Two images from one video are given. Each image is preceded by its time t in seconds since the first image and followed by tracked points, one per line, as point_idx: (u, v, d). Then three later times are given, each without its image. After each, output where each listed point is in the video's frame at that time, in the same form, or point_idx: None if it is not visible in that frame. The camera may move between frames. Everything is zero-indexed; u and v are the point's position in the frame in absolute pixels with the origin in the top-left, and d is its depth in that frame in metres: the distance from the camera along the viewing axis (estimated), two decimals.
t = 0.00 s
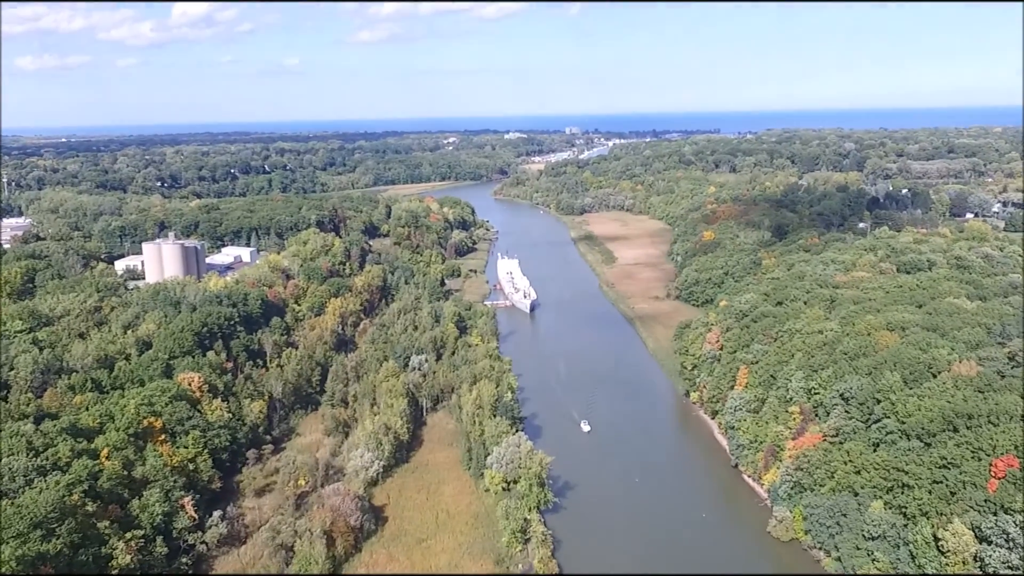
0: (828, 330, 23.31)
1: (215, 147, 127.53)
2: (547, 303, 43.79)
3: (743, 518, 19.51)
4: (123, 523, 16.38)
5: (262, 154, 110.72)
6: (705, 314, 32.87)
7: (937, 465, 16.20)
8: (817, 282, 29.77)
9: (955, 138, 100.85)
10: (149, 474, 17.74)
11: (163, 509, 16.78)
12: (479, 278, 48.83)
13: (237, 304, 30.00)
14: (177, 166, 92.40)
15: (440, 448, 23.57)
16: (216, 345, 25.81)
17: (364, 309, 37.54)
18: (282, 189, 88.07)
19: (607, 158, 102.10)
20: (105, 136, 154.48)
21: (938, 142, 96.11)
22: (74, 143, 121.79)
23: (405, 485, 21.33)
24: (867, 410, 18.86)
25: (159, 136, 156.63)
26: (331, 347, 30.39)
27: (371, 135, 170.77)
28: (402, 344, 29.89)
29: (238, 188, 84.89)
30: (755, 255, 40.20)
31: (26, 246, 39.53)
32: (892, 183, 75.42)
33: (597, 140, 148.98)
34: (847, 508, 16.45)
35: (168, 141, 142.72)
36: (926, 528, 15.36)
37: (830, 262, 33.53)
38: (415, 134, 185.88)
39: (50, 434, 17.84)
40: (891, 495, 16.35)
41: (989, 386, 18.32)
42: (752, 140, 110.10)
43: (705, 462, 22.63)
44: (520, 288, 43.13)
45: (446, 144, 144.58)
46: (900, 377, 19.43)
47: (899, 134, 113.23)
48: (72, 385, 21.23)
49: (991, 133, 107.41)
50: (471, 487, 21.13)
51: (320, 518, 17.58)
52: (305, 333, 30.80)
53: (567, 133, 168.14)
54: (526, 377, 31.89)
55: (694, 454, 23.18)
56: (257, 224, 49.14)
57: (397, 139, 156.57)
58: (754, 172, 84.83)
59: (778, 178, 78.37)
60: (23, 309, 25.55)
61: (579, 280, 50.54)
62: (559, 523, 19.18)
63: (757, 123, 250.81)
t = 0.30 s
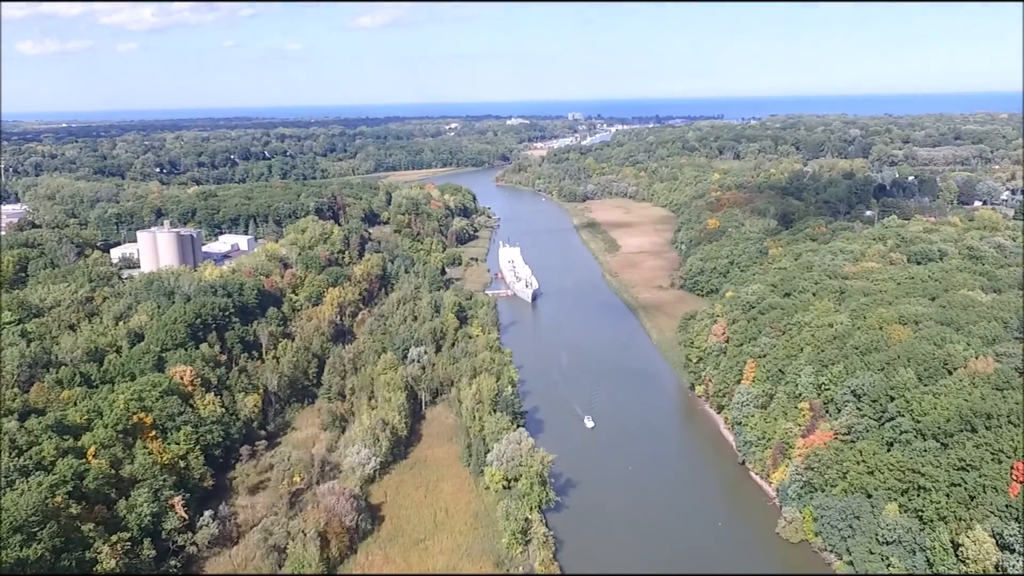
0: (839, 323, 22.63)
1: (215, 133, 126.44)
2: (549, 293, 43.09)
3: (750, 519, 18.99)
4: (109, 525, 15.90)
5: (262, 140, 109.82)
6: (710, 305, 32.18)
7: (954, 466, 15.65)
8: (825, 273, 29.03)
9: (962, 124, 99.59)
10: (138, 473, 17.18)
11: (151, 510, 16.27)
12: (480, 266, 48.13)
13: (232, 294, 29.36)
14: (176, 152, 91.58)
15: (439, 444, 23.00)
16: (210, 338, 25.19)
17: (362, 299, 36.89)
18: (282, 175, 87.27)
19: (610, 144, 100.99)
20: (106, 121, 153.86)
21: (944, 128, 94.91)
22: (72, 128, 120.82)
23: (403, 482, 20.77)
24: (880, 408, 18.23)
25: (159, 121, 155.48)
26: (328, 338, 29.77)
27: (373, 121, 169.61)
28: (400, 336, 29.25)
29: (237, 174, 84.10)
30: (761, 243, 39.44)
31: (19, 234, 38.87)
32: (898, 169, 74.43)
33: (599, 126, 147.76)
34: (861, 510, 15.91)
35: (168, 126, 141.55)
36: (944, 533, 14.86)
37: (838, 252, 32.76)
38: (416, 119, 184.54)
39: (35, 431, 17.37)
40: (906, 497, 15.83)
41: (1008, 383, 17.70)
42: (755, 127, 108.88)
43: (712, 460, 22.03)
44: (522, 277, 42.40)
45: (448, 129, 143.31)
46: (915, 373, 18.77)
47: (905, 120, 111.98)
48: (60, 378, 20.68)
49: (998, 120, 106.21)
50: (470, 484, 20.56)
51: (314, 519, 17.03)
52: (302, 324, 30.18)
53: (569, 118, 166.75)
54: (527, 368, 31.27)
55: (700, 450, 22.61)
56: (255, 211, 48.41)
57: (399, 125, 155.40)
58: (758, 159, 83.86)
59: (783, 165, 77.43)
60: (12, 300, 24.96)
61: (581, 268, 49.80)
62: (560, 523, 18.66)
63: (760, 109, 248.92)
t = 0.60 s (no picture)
0: (850, 320, 21.93)
1: (215, 121, 125.58)
2: (550, 285, 42.38)
3: (757, 523, 18.41)
4: (95, 531, 15.39)
5: (262, 128, 108.88)
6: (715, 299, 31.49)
7: (974, 474, 15.10)
8: (834, 267, 28.31)
9: (969, 113, 98.45)
10: (125, 476, 16.61)
11: (138, 515, 15.73)
12: (481, 258, 47.44)
13: (227, 288, 28.72)
14: (176, 141, 90.77)
15: (438, 443, 22.41)
16: (203, 333, 24.56)
17: (361, 292, 36.25)
18: (282, 165, 86.50)
19: (613, 133, 100.04)
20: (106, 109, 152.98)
21: (951, 117, 93.82)
22: (71, 117, 120.03)
23: (400, 484, 20.21)
24: (894, 410, 17.59)
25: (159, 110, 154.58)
26: (326, 333, 29.15)
27: (373, 109, 168.54)
28: (399, 330, 28.62)
29: (236, 164, 83.34)
30: (767, 235, 38.68)
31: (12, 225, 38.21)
32: (905, 159, 73.50)
33: (602, 115, 146.58)
34: (876, 518, 15.36)
35: (169, 114, 140.62)
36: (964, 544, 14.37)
37: (846, 244, 32.04)
38: (418, 108, 183.20)
39: (19, 434, 16.80)
40: (923, 504, 15.29)
41: None
42: (760, 116, 107.79)
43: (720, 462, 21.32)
44: (523, 269, 41.70)
45: (449, 118, 142.23)
46: (930, 374, 18.12)
47: (910, 109, 110.85)
48: (47, 377, 20.10)
49: (1004, 109, 105.05)
50: (470, 486, 19.99)
51: (308, 524, 16.47)
52: (298, 319, 29.56)
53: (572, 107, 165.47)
54: (528, 364, 30.59)
55: (706, 451, 22.01)
56: (253, 202, 47.71)
57: (400, 113, 154.37)
58: (763, 149, 82.94)
59: (788, 155, 76.52)
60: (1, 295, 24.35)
61: (584, 260, 49.07)
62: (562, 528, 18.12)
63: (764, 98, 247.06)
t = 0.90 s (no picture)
0: (861, 319, 21.24)
1: (215, 112, 124.65)
2: (552, 280, 41.67)
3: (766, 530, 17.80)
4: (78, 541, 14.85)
5: (262, 119, 108.02)
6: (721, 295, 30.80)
7: (996, 484, 14.46)
8: (843, 263, 27.62)
9: (975, 105, 97.32)
10: (110, 483, 16.03)
11: (123, 524, 15.18)
12: (482, 251, 46.74)
13: (221, 283, 28.07)
14: (175, 132, 89.96)
15: (437, 444, 21.81)
16: (196, 331, 23.93)
17: (360, 287, 35.58)
18: (282, 156, 85.73)
19: (615, 124, 99.08)
20: (106, 99, 151.99)
21: (957, 109, 92.77)
22: (71, 107, 119.19)
23: (397, 488, 19.62)
24: (909, 414, 16.95)
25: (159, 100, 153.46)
26: (322, 329, 28.50)
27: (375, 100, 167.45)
28: (398, 327, 27.95)
29: (236, 155, 82.56)
30: (773, 229, 37.94)
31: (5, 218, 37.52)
32: (911, 151, 72.58)
33: (604, 106, 145.50)
34: (891, 529, 14.78)
35: (169, 105, 139.58)
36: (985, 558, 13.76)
37: (855, 239, 31.32)
38: (419, 98, 182.12)
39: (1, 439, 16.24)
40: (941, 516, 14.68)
41: None
42: (764, 107, 106.75)
43: (729, 468, 20.62)
44: (525, 264, 40.99)
45: (450, 109, 141.12)
46: (947, 377, 17.45)
47: (916, 100, 109.70)
48: (33, 377, 19.51)
49: (1011, 100, 103.93)
50: (469, 491, 19.39)
51: (300, 533, 15.89)
52: (295, 315, 28.91)
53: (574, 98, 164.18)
54: (529, 361, 29.93)
55: (713, 454, 21.37)
56: (250, 194, 46.99)
57: (402, 104, 153.44)
58: (767, 141, 82.00)
59: (792, 147, 75.63)
60: None
61: (586, 254, 48.31)
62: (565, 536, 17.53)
63: (767, 90, 245.61)
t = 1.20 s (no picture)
0: (874, 320, 20.55)
1: (215, 104, 123.61)
2: (554, 275, 40.96)
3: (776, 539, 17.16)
4: (59, 555, 14.33)
5: (262, 111, 107.09)
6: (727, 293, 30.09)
7: (1018, 497, 13.84)
8: (852, 260, 26.93)
9: (981, 97, 96.21)
10: (94, 492, 15.47)
11: (106, 536, 14.65)
12: (483, 246, 46.04)
13: (215, 280, 27.41)
14: (174, 124, 89.08)
15: (436, 448, 21.20)
16: (188, 330, 23.29)
17: (358, 283, 34.95)
18: (282, 148, 84.92)
19: (618, 116, 98.14)
20: (106, 91, 151.01)
21: (963, 101, 91.70)
22: (70, 99, 118.26)
23: (393, 494, 19.04)
24: (925, 421, 16.29)
25: (159, 91, 152.35)
26: (319, 328, 27.87)
27: (376, 92, 166.27)
28: (396, 325, 27.32)
29: (235, 147, 81.77)
30: (780, 223, 37.26)
31: None
32: (917, 144, 71.70)
33: (606, 98, 144.40)
34: (908, 543, 14.18)
35: (169, 96, 138.33)
36: None
37: (864, 235, 30.60)
38: (420, 90, 180.89)
39: None
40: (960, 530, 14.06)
41: None
42: (768, 99, 105.70)
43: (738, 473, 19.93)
44: (526, 259, 40.29)
45: (452, 101, 139.99)
46: (965, 382, 16.77)
47: (921, 92, 108.64)
48: (17, 380, 18.93)
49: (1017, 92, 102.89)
50: (467, 497, 18.79)
51: (291, 544, 15.33)
52: (291, 313, 28.27)
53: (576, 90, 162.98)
54: (531, 361, 29.19)
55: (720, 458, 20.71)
56: (248, 188, 46.28)
57: (403, 96, 152.34)
58: (772, 133, 81.12)
59: (797, 139, 74.74)
60: None
61: (588, 249, 47.57)
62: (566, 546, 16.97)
63: (770, 81, 244.12)
